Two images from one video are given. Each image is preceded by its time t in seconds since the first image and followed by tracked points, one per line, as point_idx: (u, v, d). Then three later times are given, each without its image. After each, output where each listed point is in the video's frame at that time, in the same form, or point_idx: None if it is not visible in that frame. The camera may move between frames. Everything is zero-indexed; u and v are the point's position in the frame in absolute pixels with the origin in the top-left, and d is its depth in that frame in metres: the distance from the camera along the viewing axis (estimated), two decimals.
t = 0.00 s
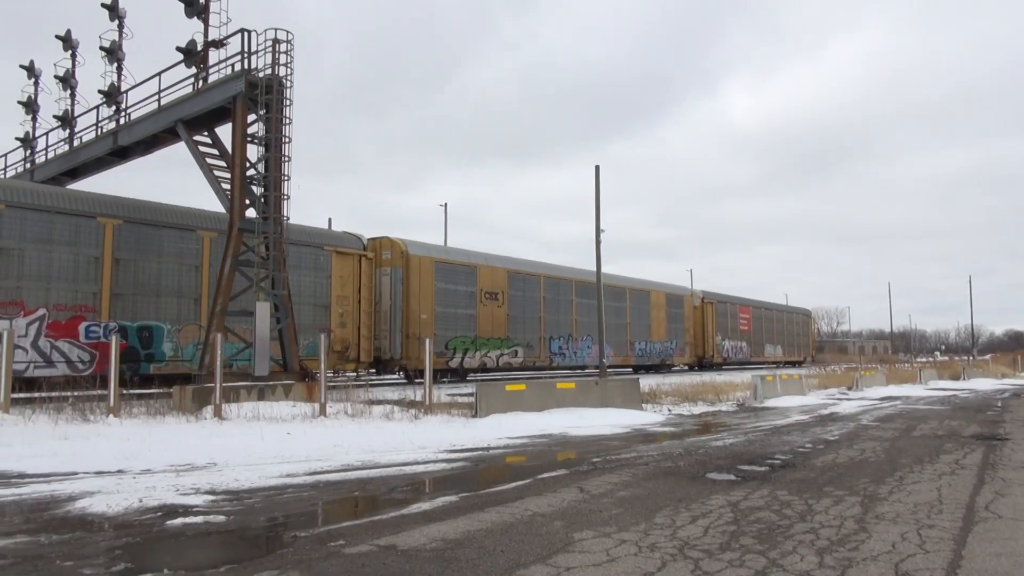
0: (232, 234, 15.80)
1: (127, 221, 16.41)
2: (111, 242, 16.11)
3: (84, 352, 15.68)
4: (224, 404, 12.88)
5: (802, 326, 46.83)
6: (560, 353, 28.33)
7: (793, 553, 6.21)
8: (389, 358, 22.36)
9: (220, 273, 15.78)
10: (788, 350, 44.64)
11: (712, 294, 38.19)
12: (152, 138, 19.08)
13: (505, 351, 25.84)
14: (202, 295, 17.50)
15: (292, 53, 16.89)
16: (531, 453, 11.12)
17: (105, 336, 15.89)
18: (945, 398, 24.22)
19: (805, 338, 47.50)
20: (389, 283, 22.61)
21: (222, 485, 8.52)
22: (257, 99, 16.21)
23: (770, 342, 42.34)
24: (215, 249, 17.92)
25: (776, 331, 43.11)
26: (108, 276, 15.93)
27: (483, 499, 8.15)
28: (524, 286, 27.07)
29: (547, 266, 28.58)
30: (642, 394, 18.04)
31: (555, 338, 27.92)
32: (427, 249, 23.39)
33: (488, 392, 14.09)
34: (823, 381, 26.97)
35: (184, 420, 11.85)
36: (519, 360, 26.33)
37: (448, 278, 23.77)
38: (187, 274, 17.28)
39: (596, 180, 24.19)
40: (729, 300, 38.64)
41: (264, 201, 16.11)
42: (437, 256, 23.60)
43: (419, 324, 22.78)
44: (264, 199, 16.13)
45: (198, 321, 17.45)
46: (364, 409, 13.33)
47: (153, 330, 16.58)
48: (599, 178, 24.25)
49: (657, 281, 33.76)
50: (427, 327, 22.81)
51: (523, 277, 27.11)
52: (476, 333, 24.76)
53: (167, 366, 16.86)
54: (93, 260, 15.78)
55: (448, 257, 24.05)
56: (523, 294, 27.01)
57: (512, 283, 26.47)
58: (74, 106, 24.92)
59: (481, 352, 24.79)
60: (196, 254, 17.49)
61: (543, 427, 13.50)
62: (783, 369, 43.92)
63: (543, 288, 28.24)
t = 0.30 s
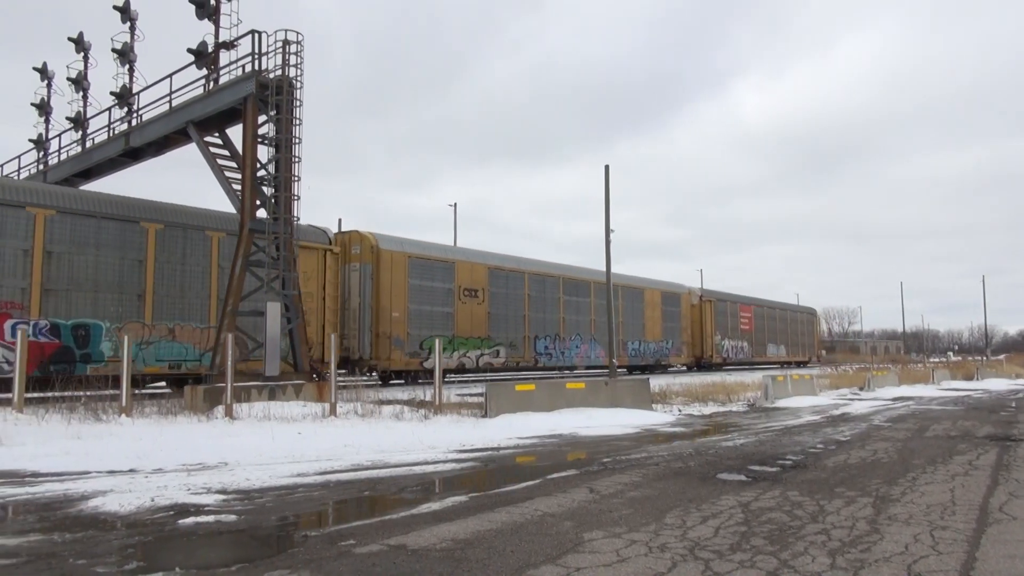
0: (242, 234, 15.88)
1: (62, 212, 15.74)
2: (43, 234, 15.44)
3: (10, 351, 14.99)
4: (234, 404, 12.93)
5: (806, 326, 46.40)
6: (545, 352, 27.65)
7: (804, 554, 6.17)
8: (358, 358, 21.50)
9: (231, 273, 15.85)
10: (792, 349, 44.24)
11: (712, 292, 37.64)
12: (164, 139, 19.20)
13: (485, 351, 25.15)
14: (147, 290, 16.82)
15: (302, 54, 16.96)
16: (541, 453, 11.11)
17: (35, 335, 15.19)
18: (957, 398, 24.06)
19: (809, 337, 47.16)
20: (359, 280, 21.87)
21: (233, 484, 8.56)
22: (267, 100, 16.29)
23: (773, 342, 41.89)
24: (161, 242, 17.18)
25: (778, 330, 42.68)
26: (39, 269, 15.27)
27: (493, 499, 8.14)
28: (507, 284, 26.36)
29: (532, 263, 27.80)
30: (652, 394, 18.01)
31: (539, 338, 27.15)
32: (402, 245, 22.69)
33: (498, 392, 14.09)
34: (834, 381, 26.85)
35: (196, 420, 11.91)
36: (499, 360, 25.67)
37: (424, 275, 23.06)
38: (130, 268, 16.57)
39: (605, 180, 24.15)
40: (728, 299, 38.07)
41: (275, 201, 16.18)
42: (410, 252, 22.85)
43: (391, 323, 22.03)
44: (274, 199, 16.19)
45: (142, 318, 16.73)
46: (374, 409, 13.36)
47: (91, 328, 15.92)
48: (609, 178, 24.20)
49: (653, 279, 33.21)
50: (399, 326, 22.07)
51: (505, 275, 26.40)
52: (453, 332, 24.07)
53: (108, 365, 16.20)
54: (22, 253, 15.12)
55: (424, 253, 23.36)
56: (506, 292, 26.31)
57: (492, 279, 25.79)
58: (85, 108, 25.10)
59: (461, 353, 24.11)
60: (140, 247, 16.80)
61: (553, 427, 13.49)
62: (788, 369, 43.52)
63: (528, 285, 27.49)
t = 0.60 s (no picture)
0: (258, 235, 15.98)
1: None
2: None
3: None
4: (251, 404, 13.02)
5: (815, 325, 45.57)
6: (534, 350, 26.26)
7: (821, 555, 6.13)
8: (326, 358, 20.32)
9: (246, 274, 15.96)
10: (801, 349, 43.45)
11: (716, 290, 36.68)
12: (180, 140, 19.36)
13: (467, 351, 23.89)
14: (87, 286, 16.14)
15: (317, 56, 17.03)
16: (556, 454, 11.09)
17: None
18: (977, 398, 23.79)
19: (819, 337, 46.51)
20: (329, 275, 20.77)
21: (249, 483, 8.61)
22: (283, 101, 16.38)
23: (781, 342, 41.11)
24: (103, 236, 16.45)
25: (786, 329, 41.87)
26: None
27: (508, 499, 8.14)
28: (492, 280, 25.14)
29: (518, 259, 26.54)
30: (667, 394, 17.93)
31: (527, 337, 25.95)
32: (375, 239, 21.55)
33: (512, 392, 14.09)
34: (851, 381, 26.60)
35: (213, 419, 12.01)
36: (482, 360, 24.38)
37: (402, 271, 21.95)
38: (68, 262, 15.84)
39: (620, 179, 24.07)
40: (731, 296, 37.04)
41: (290, 202, 16.27)
42: (385, 246, 21.69)
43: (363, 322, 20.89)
44: (289, 200, 16.29)
45: (82, 315, 16.05)
46: (389, 409, 13.40)
47: (27, 328, 15.30)
48: (623, 178, 24.11)
49: (651, 275, 32.32)
50: (371, 326, 20.92)
51: (490, 271, 25.18)
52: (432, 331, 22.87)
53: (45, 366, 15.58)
54: None
55: (400, 248, 22.21)
56: (491, 289, 25.09)
57: (476, 276, 24.56)
58: (104, 110, 25.37)
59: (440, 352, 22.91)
60: (81, 240, 16.13)
61: (567, 427, 13.47)
62: (796, 369, 42.75)
63: (515, 282, 26.25)
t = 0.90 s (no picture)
0: (270, 236, 16.07)
1: None
2: None
3: None
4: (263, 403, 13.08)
5: (820, 324, 44.66)
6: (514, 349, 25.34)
7: (835, 557, 6.09)
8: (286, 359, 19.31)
9: (258, 275, 16.06)
10: (805, 349, 42.61)
11: (715, 287, 35.79)
12: (193, 142, 19.49)
13: (442, 351, 22.99)
14: (15, 280, 14.93)
15: (328, 57, 17.09)
16: (567, 454, 11.08)
17: None
18: (992, 398, 23.57)
19: (825, 336, 45.82)
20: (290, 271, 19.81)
21: (261, 483, 8.64)
22: (294, 102, 16.45)
23: (784, 341, 40.20)
24: (33, 226, 15.24)
25: (790, 328, 41.07)
26: None
27: (519, 499, 8.14)
28: (470, 277, 24.22)
29: (500, 254, 25.61)
30: (678, 394, 17.84)
31: (507, 337, 25.05)
32: (341, 233, 20.60)
33: (523, 392, 14.09)
34: (864, 381, 26.38)
35: (226, 419, 12.08)
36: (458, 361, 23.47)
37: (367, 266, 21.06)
38: None
39: (630, 179, 24.04)
40: (730, 293, 36.17)
41: (302, 203, 16.34)
42: (352, 241, 20.83)
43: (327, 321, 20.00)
44: (301, 201, 16.35)
45: (9, 312, 14.87)
46: (400, 409, 13.43)
47: None
48: (634, 177, 24.08)
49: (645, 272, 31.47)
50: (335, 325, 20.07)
51: (468, 267, 24.25)
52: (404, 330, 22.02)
53: None
54: None
55: (368, 243, 21.34)
56: (468, 286, 24.15)
57: (452, 272, 23.65)
58: (117, 112, 25.54)
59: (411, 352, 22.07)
60: (7, 231, 14.87)
61: (578, 427, 13.44)
62: (800, 369, 41.95)
63: (496, 278, 25.37)
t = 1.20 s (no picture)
0: (279, 237, 16.13)
1: None
2: None
3: None
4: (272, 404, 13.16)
5: (821, 323, 43.96)
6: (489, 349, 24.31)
7: (844, 558, 6.06)
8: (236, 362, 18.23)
9: (267, 275, 16.12)
10: (805, 349, 41.86)
11: (709, 286, 35.11)
12: (202, 143, 19.56)
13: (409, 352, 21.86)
14: None
15: (337, 58, 17.13)
16: (575, 454, 11.07)
17: None
18: (1002, 399, 23.41)
19: (826, 336, 45.23)
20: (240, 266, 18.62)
21: (270, 483, 8.67)
22: (302, 103, 16.51)
23: (782, 341, 39.54)
24: None
25: (788, 327, 40.30)
26: None
27: (527, 500, 8.14)
28: (442, 274, 23.14)
29: (475, 250, 24.51)
30: (686, 395, 17.77)
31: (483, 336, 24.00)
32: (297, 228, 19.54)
33: (532, 392, 14.10)
34: (874, 382, 26.20)
35: (235, 419, 12.15)
36: (427, 363, 22.31)
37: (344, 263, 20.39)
38: None
39: (638, 179, 24.02)
40: (725, 292, 35.56)
41: (310, 204, 16.39)
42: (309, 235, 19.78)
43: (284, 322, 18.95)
44: (309, 201, 16.41)
45: None
46: (408, 409, 13.47)
47: None
48: (642, 177, 24.06)
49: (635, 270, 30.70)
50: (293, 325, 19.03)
51: (439, 263, 23.20)
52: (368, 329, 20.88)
53: None
54: None
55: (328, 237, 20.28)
56: (440, 284, 23.05)
57: (421, 268, 22.56)
58: (127, 113, 25.67)
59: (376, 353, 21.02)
60: None
61: (585, 428, 13.43)
62: (801, 369, 41.42)
63: (471, 275, 24.31)
